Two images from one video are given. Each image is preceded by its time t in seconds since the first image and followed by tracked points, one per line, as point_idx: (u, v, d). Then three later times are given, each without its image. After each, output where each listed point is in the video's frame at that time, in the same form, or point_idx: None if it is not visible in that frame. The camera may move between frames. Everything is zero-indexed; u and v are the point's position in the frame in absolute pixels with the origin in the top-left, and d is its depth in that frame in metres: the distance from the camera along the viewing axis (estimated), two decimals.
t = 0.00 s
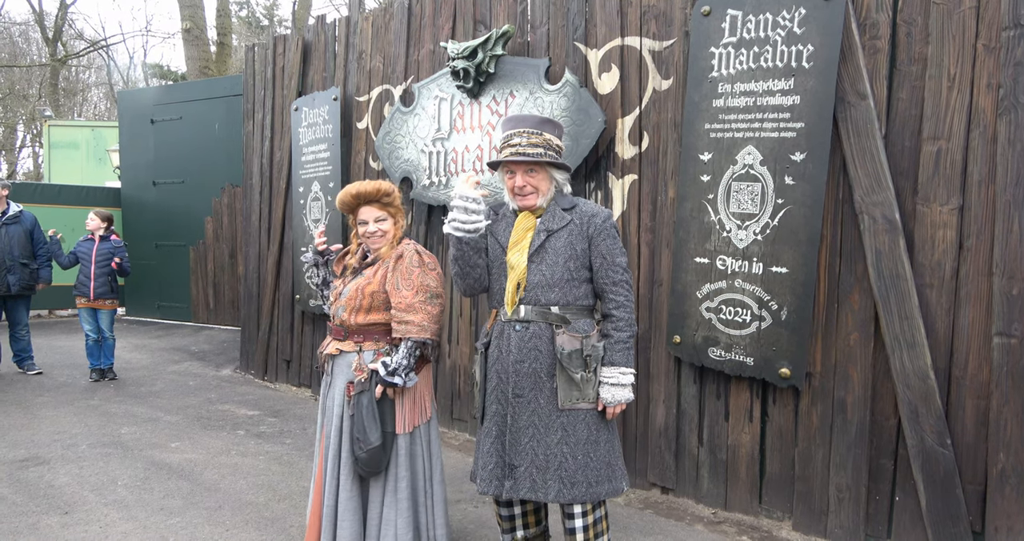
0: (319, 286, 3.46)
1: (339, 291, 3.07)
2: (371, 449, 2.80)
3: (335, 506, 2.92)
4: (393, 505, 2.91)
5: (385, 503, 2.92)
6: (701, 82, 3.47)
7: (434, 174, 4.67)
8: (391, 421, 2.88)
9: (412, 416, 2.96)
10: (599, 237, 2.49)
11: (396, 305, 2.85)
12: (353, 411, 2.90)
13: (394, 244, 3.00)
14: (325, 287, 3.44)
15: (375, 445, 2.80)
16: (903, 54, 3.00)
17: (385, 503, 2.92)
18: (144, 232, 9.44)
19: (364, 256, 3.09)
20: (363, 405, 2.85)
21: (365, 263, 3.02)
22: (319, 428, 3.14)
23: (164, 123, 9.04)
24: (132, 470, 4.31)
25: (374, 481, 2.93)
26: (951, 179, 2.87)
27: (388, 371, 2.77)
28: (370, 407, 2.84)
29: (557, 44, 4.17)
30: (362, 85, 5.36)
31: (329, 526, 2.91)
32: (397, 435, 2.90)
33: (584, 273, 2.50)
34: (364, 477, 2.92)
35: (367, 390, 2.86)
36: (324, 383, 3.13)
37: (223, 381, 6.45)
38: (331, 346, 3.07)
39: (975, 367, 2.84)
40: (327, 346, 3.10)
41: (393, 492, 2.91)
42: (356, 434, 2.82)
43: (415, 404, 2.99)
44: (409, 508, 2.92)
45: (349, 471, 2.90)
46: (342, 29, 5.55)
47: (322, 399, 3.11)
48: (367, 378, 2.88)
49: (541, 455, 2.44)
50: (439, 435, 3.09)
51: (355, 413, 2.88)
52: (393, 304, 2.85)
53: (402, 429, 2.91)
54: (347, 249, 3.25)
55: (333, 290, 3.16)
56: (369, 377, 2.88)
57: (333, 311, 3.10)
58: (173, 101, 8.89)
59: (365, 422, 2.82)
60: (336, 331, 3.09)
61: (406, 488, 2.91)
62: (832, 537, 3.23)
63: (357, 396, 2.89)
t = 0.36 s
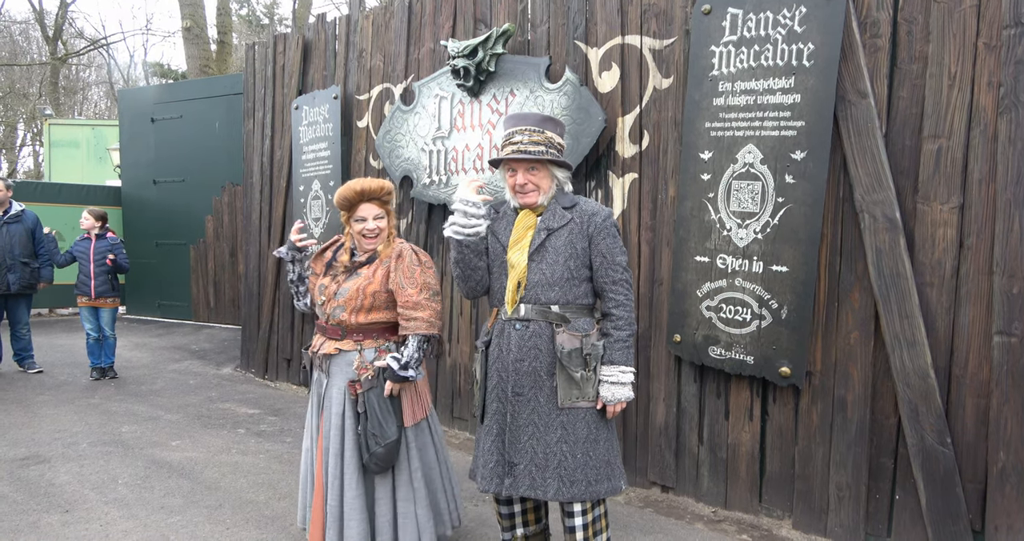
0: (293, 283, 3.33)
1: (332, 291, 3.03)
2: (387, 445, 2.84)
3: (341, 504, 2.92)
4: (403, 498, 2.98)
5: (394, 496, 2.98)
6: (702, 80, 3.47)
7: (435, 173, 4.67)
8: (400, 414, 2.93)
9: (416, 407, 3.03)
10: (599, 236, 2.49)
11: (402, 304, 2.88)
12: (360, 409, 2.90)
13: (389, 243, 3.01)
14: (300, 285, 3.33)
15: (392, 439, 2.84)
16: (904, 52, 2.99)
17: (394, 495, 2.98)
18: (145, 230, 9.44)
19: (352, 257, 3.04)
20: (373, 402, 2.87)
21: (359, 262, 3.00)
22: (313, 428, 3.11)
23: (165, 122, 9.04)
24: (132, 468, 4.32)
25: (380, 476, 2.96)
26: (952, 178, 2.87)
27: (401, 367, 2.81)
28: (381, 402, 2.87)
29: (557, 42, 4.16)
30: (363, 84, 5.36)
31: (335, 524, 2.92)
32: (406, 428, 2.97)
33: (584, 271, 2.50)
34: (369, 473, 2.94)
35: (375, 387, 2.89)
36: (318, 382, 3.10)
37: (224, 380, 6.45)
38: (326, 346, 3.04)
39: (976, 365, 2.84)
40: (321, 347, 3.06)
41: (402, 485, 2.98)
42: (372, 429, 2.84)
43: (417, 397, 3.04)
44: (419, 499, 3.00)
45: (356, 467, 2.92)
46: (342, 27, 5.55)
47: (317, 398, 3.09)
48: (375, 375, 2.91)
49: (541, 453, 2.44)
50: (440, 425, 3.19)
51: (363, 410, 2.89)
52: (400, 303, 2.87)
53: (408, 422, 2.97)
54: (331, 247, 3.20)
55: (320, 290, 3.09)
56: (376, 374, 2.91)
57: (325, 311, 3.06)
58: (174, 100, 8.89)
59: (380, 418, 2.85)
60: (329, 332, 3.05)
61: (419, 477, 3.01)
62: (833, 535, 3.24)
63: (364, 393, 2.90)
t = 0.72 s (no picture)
0: (262, 282, 3.18)
1: (316, 289, 3.03)
2: (381, 431, 2.94)
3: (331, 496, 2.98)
4: (387, 488, 3.09)
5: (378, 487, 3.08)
6: (702, 78, 3.47)
7: (435, 171, 4.67)
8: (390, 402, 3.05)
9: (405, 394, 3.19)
10: (596, 237, 2.45)
11: (401, 299, 3.04)
12: (354, 396, 2.99)
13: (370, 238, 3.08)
14: (270, 283, 3.19)
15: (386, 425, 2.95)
16: (904, 50, 2.99)
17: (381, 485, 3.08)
18: (145, 228, 9.45)
19: (330, 254, 3.04)
20: (370, 388, 3.01)
21: (341, 259, 3.02)
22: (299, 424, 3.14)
23: (165, 120, 9.04)
24: (133, 466, 4.32)
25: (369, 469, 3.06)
26: (952, 175, 2.87)
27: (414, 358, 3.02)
28: (377, 386, 3.03)
29: (557, 40, 4.16)
30: (363, 82, 5.36)
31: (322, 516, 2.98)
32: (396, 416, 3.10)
33: (579, 272, 2.48)
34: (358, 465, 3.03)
35: (370, 375, 3.02)
36: (304, 378, 3.13)
37: (224, 378, 6.46)
38: (316, 343, 3.05)
39: (976, 363, 2.84)
40: (310, 344, 3.06)
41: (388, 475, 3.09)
42: (371, 415, 2.96)
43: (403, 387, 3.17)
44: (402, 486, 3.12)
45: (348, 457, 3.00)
46: (342, 25, 5.54)
47: (304, 394, 3.11)
48: (369, 365, 3.03)
49: (533, 452, 2.45)
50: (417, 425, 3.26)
51: (358, 397, 2.99)
52: (399, 298, 3.04)
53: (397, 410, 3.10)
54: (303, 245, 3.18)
55: (302, 288, 3.08)
56: (371, 364, 3.04)
57: (311, 310, 3.06)
58: (174, 97, 8.89)
59: (375, 403, 2.99)
60: (319, 328, 3.05)
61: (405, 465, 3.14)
62: (832, 533, 3.24)
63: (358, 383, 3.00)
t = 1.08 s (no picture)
0: (240, 289, 3.14)
1: (303, 294, 3.03)
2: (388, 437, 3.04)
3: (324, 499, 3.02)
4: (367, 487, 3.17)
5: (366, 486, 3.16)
6: (702, 76, 3.46)
7: (435, 169, 4.66)
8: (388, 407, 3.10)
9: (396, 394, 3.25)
10: (572, 235, 2.39)
11: (391, 300, 3.08)
12: (358, 406, 3.01)
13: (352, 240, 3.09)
14: (249, 290, 3.16)
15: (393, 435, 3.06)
16: (905, 47, 2.98)
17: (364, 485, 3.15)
18: (145, 227, 9.44)
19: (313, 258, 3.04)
20: (370, 398, 3.03)
21: (326, 262, 3.03)
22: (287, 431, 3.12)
23: (164, 119, 9.03)
24: (133, 465, 4.32)
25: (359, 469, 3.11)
26: (952, 173, 2.86)
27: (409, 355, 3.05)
28: (375, 394, 3.05)
29: (557, 38, 4.15)
30: (362, 80, 5.35)
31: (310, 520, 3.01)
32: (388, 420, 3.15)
33: (560, 272, 2.45)
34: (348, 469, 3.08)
35: (367, 383, 3.03)
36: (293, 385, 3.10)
37: (225, 377, 6.46)
38: (305, 350, 3.05)
39: (976, 361, 2.84)
40: (298, 352, 3.06)
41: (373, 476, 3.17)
42: (374, 425, 3.01)
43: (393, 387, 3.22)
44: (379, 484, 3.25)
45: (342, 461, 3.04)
46: (342, 23, 5.53)
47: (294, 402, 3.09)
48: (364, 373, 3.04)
49: (528, 453, 2.48)
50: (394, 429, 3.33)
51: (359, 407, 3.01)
52: (389, 299, 3.08)
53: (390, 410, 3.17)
54: (282, 248, 3.16)
55: (286, 293, 3.06)
56: (365, 371, 3.05)
57: (298, 315, 3.06)
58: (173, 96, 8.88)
59: (374, 412, 3.02)
60: (306, 334, 3.05)
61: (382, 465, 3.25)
62: (833, 530, 3.24)
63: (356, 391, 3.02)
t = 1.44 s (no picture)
0: (219, 290, 2.83)
1: (288, 295, 2.78)
2: (370, 443, 2.74)
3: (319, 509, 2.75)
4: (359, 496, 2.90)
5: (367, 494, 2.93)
6: (703, 75, 3.46)
7: (435, 168, 4.66)
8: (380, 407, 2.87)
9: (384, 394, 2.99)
10: (565, 233, 2.39)
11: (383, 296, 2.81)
12: (342, 408, 2.75)
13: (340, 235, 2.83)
14: (230, 290, 2.86)
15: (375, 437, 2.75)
16: (906, 46, 2.98)
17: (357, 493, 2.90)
18: (146, 225, 9.45)
19: (298, 257, 2.79)
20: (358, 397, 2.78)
21: (313, 260, 2.78)
22: (272, 442, 2.83)
23: (165, 117, 9.03)
24: (134, 462, 4.33)
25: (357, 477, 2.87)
26: (953, 171, 2.86)
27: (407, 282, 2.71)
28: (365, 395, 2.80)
29: (557, 37, 4.15)
30: (363, 79, 5.35)
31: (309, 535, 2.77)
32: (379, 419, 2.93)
33: (556, 271, 2.46)
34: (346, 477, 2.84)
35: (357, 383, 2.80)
36: (278, 390, 2.81)
37: (225, 375, 6.47)
38: (293, 351, 2.79)
39: (976, 359, 2.84)
40: (284, 353, 2.80)
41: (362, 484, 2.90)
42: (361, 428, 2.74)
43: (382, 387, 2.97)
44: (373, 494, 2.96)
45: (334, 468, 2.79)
46: (342, 22, 5.53)
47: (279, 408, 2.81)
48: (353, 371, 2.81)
49: (535, 452, 2.47)
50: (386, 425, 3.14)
51: (345, 409, 2.76)
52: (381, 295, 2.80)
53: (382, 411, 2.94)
54: (263, 246, 2.87)
55: (270, 294, 2.81)
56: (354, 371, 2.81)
57: (284, 317, 2.81)
58: (174, 94, 8.88)
59: (363, 415, 2.76)
60: (293, 335, 2.81)
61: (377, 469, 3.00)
62: (833, 529, 3.25)
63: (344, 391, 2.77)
